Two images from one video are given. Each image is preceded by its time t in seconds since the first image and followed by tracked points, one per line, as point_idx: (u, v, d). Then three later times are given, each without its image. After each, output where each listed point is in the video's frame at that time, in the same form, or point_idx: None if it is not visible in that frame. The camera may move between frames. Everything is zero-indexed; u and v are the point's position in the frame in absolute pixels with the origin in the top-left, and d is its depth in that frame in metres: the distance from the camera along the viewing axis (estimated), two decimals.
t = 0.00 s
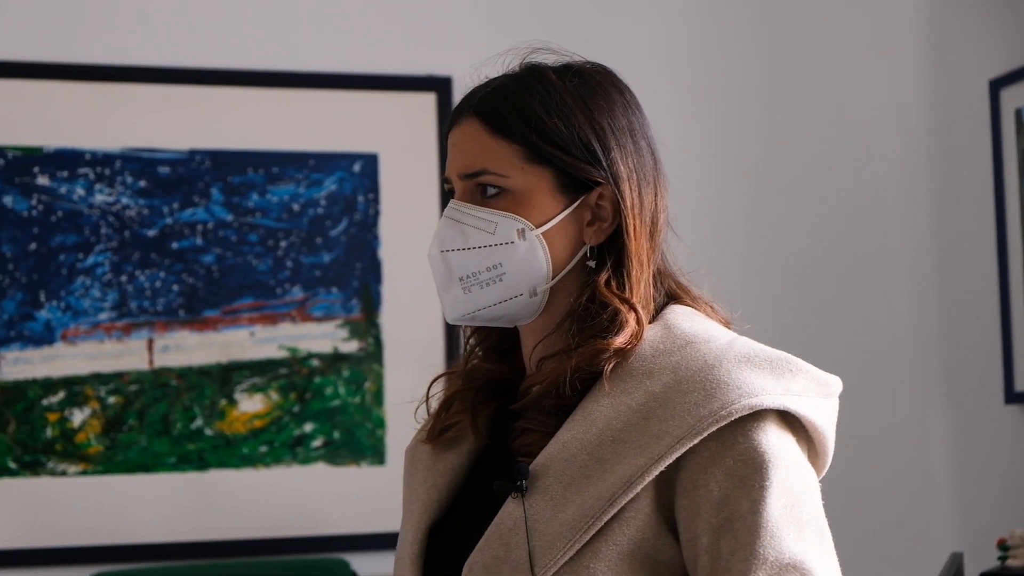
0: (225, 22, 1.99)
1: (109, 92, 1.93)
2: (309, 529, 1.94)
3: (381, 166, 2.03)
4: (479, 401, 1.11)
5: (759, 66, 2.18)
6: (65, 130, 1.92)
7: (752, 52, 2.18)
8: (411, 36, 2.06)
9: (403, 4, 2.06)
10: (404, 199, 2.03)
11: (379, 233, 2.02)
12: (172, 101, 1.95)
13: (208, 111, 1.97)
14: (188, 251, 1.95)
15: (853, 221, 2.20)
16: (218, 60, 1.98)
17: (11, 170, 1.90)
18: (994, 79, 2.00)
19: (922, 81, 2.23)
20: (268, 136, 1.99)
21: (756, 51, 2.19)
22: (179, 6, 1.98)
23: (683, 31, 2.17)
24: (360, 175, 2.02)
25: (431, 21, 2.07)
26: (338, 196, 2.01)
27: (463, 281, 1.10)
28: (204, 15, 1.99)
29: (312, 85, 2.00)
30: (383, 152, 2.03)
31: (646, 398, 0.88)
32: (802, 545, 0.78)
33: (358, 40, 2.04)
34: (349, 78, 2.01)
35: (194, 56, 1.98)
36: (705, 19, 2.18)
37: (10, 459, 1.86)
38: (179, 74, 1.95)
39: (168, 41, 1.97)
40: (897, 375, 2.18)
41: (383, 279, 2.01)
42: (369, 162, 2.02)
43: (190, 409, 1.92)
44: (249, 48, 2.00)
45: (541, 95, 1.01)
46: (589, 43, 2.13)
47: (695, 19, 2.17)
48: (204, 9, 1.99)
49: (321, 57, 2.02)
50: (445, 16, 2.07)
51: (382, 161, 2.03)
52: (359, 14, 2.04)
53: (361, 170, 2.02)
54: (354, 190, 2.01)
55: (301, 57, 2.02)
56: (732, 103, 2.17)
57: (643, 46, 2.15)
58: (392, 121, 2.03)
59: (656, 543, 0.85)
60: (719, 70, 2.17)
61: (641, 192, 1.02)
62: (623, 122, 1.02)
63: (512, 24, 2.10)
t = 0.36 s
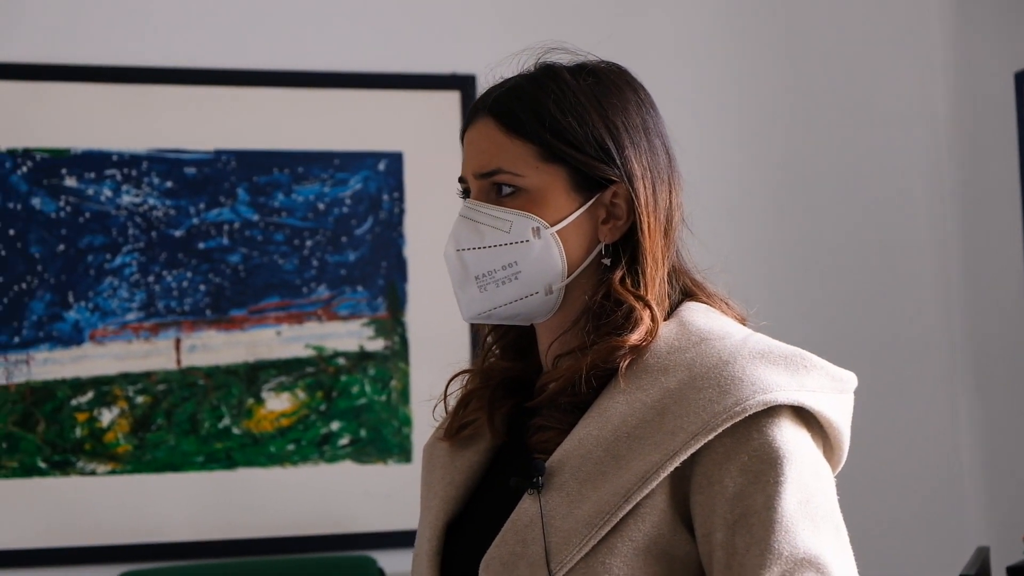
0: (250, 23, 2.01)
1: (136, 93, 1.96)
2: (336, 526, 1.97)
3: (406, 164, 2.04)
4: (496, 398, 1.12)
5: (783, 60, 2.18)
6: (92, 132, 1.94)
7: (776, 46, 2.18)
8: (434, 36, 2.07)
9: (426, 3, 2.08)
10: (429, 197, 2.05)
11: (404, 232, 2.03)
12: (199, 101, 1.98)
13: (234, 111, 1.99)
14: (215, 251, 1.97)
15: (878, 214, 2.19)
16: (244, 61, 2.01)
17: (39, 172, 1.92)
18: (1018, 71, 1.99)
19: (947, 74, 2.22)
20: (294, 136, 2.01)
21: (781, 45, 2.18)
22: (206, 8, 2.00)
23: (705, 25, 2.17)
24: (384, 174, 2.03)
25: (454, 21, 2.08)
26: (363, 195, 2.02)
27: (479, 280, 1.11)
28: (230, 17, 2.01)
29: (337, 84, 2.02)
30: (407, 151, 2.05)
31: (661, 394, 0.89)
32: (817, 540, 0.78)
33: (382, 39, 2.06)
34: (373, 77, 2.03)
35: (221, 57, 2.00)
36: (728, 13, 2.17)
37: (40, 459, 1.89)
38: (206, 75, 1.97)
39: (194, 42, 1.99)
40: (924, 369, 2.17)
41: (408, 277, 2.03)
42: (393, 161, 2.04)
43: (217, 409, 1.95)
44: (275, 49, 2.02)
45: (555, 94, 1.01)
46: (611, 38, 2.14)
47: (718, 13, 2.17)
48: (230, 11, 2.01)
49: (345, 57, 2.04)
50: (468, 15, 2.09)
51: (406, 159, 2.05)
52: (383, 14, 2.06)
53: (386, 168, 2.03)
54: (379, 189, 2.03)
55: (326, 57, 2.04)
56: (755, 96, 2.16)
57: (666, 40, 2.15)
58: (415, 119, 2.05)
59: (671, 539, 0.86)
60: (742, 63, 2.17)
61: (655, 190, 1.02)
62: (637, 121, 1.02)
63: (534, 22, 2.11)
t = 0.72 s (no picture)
0: (265, 27, 2.03)
1: (151, 97, 1.98)
2: (346, 529, 1.98)
3: (419, 169, 2.05)
4: (498, 404, 1.13)
5: (797, 66, 2.18)
6: (108, 134, 1.96)
7: (789, 52, 2.18)
8: (448, 41, 2.09)
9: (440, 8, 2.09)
10: (441, 202, 2.06)
11: (417, 236, 2.04)
12: (214, 105, 2.00)
13: (249, 115, 2.01)
14: (228, 253, 1.98)
15: (891, 221, 2.18)
16: (259, 65, 2.03)
17: (54, 174, 1.94)
18: None
19: (961, 81, 2.21)
20: (308, 140, 2.03)
21: (794, 51, 2.18)
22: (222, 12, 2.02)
23: (718, 31, 2.17)
24: (397, 178, 2.04)
25: (468, 26, 2.10)
26: (376, 199, 2.03)
27: (480, 284, 1.11)
28: (246, 21, 2.03)
29: (351, 89, 2.03)
30: (421, 155, 2.06)
31: (660, 402, 0.89)
32: (813, 549, 0.78)
33: (396, 44, 2.07)
34: (387, 82, 2.04)
35: (236, 61, 2.02)
36: (741, 18, 2.18)
37: (52, 460, 1.90)
38: (221, 79, 1.99)
39: (210, 46, 2.01)
40: (936, 377, 2.16)
41: (421, 281, 2.04)
42: (407, 165, 2.05)
43: (229, 411, 1.96)
44: (290, 54, 2.04)
45: (559, 101, 1.02)
46: (624, 43, 2.14)
47: (731, 18, 2.17)
48: (246, 15, 2.03)
49: (359, 62, 2.06)
50: (482, 21, 2.10)
51: (419, 163, 2.06)
52: (397, 19, 2.08)
53: (399, 173, 2.05)
54: (392, 193, 2.04)
55: (340, 62, 2.05)
56: (768, 102, 2.16)
57: (679, 46, 2.16)
58: (429, 124, 2.06)
59: (668, 546, 0.86)
60: (755, 69, 2.17)
61: (657, 198, 1.02)
62: (641, 129, 1.02)
63: (548, 28, 2.13)
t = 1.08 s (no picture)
0: (273, 31, 2.04)
1: (160, 100, 1.99)
2: (353, 532, 1.98)
3: (426, 173, 2.06)
4: (496, 409, 1.13)
5: (805, 71, 2.18)
6: (116, 137, 1.97)
7: (798, 56, 2.18)
8: (457, 45, 2.10)
9: (448, 12, 2.10)
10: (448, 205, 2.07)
11: (424, 239, 2.05)
12: (223, 108, 2.01)
13: (257, 118, 2.01)
14: (236, 257, 1.99)
15: (899, 225, 2.18)
16: (268, 69, 2.04)
17: (64, 177, 1.95)
18: None
19: (970, 86, 2.21)
20: (316, 144, 2.03)
21: (802, 56, 2.18)
22: (231, 16, 2.03)
23: (726, 35, 2.17)
24: (405, 182, 2.05)
25: (476, 31, 2.10)
26: (383, 203, 2.04)
27: (477, 288, 1.11)
28: (255, 26, 2.04)
29: (359, 93, 2.04)
30: (428, 159, 2.06)
31: (654, 408, 0.89)
32: (807, 556, 0.78)
33: (405, 49, 2.08)
34: (395, 85, 2.05)
35: (245, 65, 2.03)
36: (749, 22, 2.18)
37: (61, 462, 1.91)
38: (230, 83, 2.00)
39: (219, 50, 2.02)
40: (944, 383, 2.16)
41: (428, 284, 2.05)
42: (414, 169, 2.06)
43: (236, 413, 1.97)
44: (299, 58, 2.05)
45: (556, 106, 1.02)
46: (631, 47, 2.15)
47: (739, 22, 2.17)
48: (255, 20, 2.04)
49: (367, 66, 2.07)
50: (490, 26, 2.11)
51: (427, 167, 2.06)
52: (406, 23, 2.08)
53: (407, 177, 2.05)
54: (400, 197, 2.05)
55: (348, 66, 2.06)
56: (776, 106, 2.16)
57: (687, 51, 2.16)
58: (436, 128, 2.07)
59: (662, 551, 0.86)
60: (763, 72, 2.17)
61: (655, 203, 1.02)
62: (639, 133, 1.02)
63: (557, 33, 2.13)
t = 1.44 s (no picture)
0: (286, 39, 2.06)
1: (175, 107, 2.00)
2: (368, 537, 1.99)
3: (440, 178, 2.07)
4: (504, 413, 1.13)
5: (818, 73, 2.17)
6: (131, 144, 1.98)
7: (811, 58, 2.17)
8: (469, 51, 2.10)
9: (459, 18, 2.11)
10: (461, 210, 2.08)
11: (438, 244, 2.06)
12: (238, 115, 2.02)
13: (271, 124, 2.03)
14: (251, 263, 2.00)
15: (913, 227, 2.17)
16: (282, 76, 2.05)
17: (79, 184, 1.96)
18: None
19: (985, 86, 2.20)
20: (330, 150, 2.04)
21: (815, 57, 2.17)
22: (245, 24, 2.05)
23: (738, 37, 2.17)
24: (419, 187, 2.06)
25: (489, 36, 2.11)
26: (397, 208, 2.05)
27: (484, 292, 1.11)
28: (269, 33, 2.05)
29: (372, 98, 2.05)
30: (442, 164, 2.07)
31: (660, 412, 0.89)
32: (813, 560, 0.77)
33: (417, 54, 2.09)
34: (408, 91, 2.06)
35: (259, 73, 2.04)
36: (762, 25, 2.17)
37: (77, 468, 1.92)
38: (245, 90, 2.02)
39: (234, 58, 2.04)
40: (960, 385, 2.14)
41: (442, 289, 2.05)
42: (428, 174, 2.06)
43: (252, 419, 1.97)
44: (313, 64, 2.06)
45: (563, 110, 1.02)
46: (643, 51, 2.14)
47: (751, 24, 2.17)
48: (269, 27, 2.05)
49: (380, 72, 2.08)
50: (503, 31, 2.12)
51: (440, 172, 2.07)
52: (418, 29, 2.09)
53: (420, 182, 2.06)
54: (413, 202, 2.05)
55: (362, 72, 2.07)
56: (789, 108, 2.16)
57: (700, 53, 2.15)
58: (449, 133, 2.08)
59: (667, 556, 0.86)
60: (776, 74, 2.16)
61: (662, 207, 1.02)
62: (646, 137, 1.02)
63: (570, 37, 2.13)
